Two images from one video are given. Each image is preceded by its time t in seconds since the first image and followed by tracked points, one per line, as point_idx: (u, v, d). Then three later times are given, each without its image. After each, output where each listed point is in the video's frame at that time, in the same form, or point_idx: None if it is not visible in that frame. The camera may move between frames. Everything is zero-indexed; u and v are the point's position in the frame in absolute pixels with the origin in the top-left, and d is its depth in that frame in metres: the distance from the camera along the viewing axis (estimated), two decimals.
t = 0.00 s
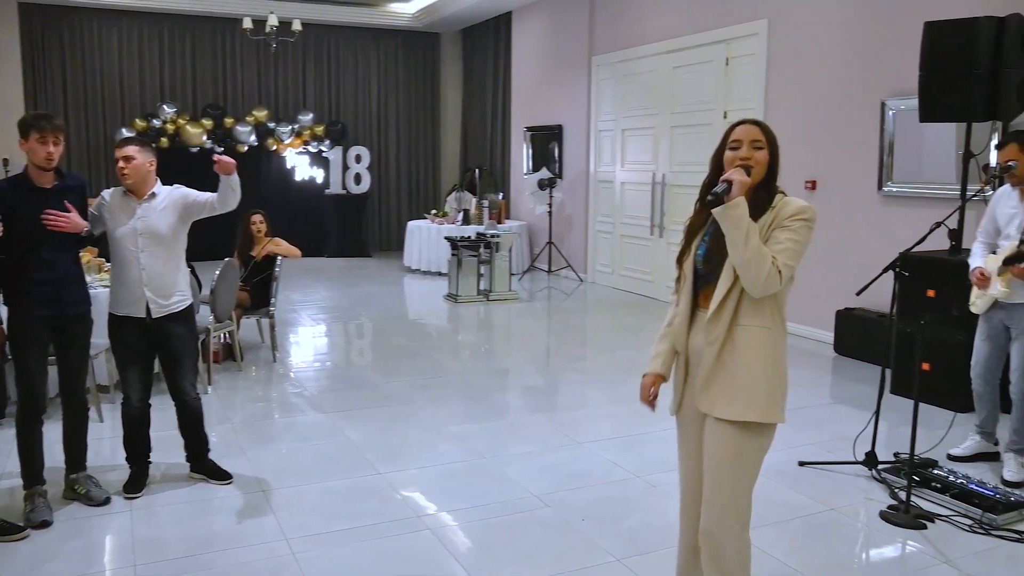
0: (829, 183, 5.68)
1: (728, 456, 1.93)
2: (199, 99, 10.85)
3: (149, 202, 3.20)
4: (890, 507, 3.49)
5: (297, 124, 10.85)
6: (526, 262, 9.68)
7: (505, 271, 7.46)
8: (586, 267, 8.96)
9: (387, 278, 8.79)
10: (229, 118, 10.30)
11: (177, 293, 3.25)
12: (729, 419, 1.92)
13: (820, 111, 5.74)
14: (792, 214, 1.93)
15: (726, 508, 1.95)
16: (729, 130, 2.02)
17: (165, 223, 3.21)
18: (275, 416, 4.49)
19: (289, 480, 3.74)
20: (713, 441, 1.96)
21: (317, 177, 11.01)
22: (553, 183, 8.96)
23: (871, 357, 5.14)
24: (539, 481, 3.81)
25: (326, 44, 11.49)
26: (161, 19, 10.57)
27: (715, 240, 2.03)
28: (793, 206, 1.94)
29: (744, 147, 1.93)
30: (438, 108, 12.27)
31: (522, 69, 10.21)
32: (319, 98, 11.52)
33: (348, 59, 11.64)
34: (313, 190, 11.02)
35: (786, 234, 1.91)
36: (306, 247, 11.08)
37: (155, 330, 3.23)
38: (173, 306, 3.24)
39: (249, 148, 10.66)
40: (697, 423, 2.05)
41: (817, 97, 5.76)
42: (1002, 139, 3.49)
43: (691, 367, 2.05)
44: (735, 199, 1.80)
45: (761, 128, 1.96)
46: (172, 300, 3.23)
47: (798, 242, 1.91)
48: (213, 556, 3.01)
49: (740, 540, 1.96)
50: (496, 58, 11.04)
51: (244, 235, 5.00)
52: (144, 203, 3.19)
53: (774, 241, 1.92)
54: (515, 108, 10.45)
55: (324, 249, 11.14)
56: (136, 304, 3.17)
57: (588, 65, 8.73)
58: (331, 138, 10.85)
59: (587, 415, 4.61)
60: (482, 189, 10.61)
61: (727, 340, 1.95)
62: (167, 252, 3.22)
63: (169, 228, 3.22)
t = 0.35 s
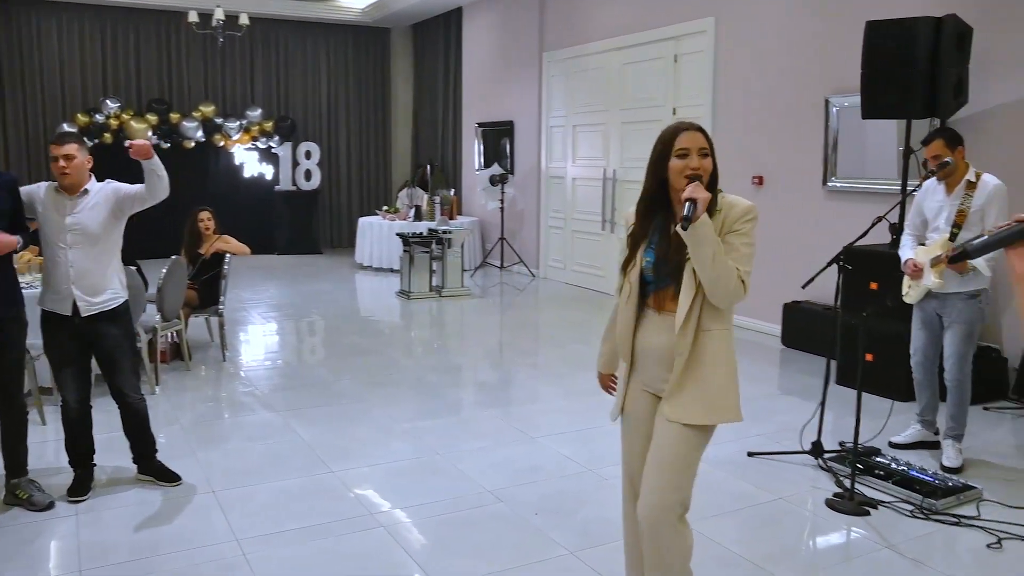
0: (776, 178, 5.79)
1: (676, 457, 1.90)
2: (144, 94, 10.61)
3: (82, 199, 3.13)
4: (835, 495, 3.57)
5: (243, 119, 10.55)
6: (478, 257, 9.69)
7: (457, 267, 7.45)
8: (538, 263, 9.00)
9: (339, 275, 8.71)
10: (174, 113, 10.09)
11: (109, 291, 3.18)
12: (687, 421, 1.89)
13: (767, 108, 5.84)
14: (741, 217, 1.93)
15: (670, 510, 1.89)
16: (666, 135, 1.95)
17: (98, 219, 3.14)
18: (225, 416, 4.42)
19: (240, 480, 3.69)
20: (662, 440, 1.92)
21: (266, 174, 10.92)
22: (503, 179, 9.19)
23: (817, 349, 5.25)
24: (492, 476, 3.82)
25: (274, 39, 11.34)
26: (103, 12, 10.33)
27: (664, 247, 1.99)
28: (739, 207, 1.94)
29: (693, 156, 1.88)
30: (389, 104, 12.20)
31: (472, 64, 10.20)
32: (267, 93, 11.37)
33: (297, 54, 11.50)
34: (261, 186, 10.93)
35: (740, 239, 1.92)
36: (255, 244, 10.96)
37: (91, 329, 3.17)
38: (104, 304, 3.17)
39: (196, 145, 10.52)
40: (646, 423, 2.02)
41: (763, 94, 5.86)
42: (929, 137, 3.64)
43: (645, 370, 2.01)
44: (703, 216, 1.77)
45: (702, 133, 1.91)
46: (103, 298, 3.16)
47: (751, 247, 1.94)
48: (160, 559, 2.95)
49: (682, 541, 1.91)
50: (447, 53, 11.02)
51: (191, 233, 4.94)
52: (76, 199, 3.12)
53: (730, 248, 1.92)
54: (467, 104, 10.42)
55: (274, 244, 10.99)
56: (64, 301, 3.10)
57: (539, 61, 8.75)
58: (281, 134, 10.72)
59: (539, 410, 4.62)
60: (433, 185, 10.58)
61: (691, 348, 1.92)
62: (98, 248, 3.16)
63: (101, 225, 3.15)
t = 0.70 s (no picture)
0: (726, 169, 5.87)
1: (622, 452, 1.87)
2: (88, 84, 10.36)
3: (10, 191, 3.04)
4: (784, 480, 3.63)
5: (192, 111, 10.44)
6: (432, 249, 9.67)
7: (411, 259, 7.42)
8: (492, 255, 9.01)
9: (291, 268, 8.61)
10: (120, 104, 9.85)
11: (45, 285, 3.11)
12: (636, 417, 1.87)
13: (717, 99, 5.90)
14: (685, 206, 1.91)
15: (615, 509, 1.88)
16: (607, 124, 1.93)
17: (29, 211, 3.07)
18: (177, 412, 4.35)
19: (191, 477, 3.63)
20: (609, 436, 1.90)
21: (217, 166, 10.79)
22: (457, 171, 9.19)
23: (767, 337, 5.34)
24: (448, 468, 3.82)
25: (222, 29, 11.16)
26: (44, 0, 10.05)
27: (609, 238, 1.95)
28: (682, 197, 1.93)
29: (637, 146, 1.87)
30: (341, 95, 12.09)
31: (424, 55, 10.15)
32: (215, 83, 11.19)
33: (246, 44, 11.34)
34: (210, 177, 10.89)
35: (688, 230, 1.91)
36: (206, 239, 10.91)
37: (27, 326, 3.09)
38: (42, 298, 3.10)
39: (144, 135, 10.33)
40: (594, 419, 1.98)
41: (713, 86, 5.92)
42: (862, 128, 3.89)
43: (591, 365, 1.96)
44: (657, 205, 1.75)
45: (644, 122, 1.90)
46: (41, 292, 3.09)
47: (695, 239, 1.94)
48: (108, 559, 2.90)
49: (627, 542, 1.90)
50: (399, 44, 11.01)
51: (138, 226, 4.81)
52: (5, 192, 3.03)
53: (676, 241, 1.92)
54: (420, 95, 10.35)
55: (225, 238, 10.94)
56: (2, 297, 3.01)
57: (492, 52, 8.73)
58: (230, 126, 10.57)
59: (494, 401, 4.62)
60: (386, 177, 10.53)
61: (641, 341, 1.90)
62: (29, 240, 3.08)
63: (32, 217, 3.08)
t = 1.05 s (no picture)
0: (680, 159, 5.92)
1: (580, 458, 1.77)
2: (32, 74, 10.06)
3: None
4: (738, 466, 3.67)
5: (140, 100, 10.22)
6: (388, 240, 9.62)
7: (366, 250, 7.40)
8: (448, 246, 8.99)
9: (246, 261, 8.50)
10: (64, 93, 9.58)
11: None
12: (595, 418, 1.77)
13: (671, 89, 5.94)
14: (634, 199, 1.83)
15: (575, 515, 1.78)
16: (553, 112, 1.80)
17: None
18: (127, 407, 4.26)
19: (142, 474, 3.56)
20: (570, 444, 1.78)
21: (166, 157, 10.55)
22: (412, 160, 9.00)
23: (722, 325, 5.40)
24: (405, 459, 3.80)
25: (172, 17, 10.95)
26: None
27: (557, 230, 1.82)
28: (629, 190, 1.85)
29: (586, 134, 1.76)
30: (294, 86, 11.95)
31: (379, 44, 10.07)
32: (165, 73, 10.97)
33: (196, 33, 11.15)
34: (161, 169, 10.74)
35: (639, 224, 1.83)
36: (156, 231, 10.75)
37: None
38: None
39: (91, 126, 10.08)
40: (542, 423, 1.83)
41: (668, 75, 5.96)
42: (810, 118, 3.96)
43: (541, 366, 1.82)
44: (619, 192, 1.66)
45: (592, 111, 1.80)
46: None
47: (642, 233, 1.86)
48: (57, 560, 2.84)
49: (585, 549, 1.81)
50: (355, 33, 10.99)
51: (85, 218, 4.73)
52: None
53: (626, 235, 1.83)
54: (374, 86, 10.27)
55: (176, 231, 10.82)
56: None
57: (446, 42, 8.70)
58: (181, 116, 10.41)
59: (450, 391, 4.61)
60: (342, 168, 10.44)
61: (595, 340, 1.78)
62: None
63: None
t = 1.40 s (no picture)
0: (638, 148, 5.95)
1: (543, 443, 1.76)
2: None
3: None
4: (696, 453, 3.71)
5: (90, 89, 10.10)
6: (346, 231, 9.55)
7: (324, 241, 7.34)
8: (408, 237, 8.95)
9: (202, 253, 8.37)
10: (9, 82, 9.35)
11: None
12: (557, 403, 1.75)
13: (629, 79, 5.97)
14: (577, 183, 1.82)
15: (540, 497, 1.77)
16: (496, 96, 1.70)
17: None
18: (79, 403, 4.17)
19: (95, 471, 3.49)
20: (533, 433, 1.75)
21: (118, 147, 10.35)
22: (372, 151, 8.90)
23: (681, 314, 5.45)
24: (364, 451, 3.78)
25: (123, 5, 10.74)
26: None
27: (514, 217, 1.74)
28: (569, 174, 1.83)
29: (537, 119, 1.68)
30: (250, 76, 11.79)
31: (335, 33, 9.97)
32: (115, 61, 10.75)
33: (148, 21, 10.96)
34: (114, 160, 10.37)
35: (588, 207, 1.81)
36: (109, 224, 10.44)
37: None
38: None
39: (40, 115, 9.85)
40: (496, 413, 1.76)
41: (625, 65, 5.98)
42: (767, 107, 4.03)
43: (499, 353, 1.73)
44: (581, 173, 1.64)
45: (537, 93, 1.71)
46: None
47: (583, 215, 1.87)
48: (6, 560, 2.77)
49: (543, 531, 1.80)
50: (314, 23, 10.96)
51: (34, 210, 4.62)
52: None
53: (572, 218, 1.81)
54: (331, 75, 10.17)
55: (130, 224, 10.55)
56: None
57: (404, 31, 8.63)
58: (133, 105, 10.29)
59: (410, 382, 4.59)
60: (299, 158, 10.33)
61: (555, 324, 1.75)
62: None
63: None
